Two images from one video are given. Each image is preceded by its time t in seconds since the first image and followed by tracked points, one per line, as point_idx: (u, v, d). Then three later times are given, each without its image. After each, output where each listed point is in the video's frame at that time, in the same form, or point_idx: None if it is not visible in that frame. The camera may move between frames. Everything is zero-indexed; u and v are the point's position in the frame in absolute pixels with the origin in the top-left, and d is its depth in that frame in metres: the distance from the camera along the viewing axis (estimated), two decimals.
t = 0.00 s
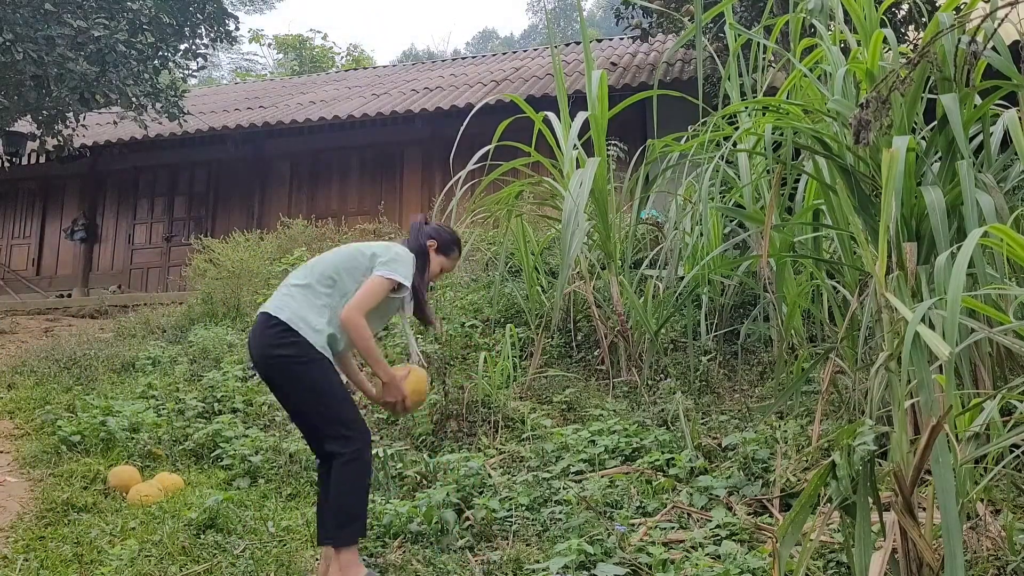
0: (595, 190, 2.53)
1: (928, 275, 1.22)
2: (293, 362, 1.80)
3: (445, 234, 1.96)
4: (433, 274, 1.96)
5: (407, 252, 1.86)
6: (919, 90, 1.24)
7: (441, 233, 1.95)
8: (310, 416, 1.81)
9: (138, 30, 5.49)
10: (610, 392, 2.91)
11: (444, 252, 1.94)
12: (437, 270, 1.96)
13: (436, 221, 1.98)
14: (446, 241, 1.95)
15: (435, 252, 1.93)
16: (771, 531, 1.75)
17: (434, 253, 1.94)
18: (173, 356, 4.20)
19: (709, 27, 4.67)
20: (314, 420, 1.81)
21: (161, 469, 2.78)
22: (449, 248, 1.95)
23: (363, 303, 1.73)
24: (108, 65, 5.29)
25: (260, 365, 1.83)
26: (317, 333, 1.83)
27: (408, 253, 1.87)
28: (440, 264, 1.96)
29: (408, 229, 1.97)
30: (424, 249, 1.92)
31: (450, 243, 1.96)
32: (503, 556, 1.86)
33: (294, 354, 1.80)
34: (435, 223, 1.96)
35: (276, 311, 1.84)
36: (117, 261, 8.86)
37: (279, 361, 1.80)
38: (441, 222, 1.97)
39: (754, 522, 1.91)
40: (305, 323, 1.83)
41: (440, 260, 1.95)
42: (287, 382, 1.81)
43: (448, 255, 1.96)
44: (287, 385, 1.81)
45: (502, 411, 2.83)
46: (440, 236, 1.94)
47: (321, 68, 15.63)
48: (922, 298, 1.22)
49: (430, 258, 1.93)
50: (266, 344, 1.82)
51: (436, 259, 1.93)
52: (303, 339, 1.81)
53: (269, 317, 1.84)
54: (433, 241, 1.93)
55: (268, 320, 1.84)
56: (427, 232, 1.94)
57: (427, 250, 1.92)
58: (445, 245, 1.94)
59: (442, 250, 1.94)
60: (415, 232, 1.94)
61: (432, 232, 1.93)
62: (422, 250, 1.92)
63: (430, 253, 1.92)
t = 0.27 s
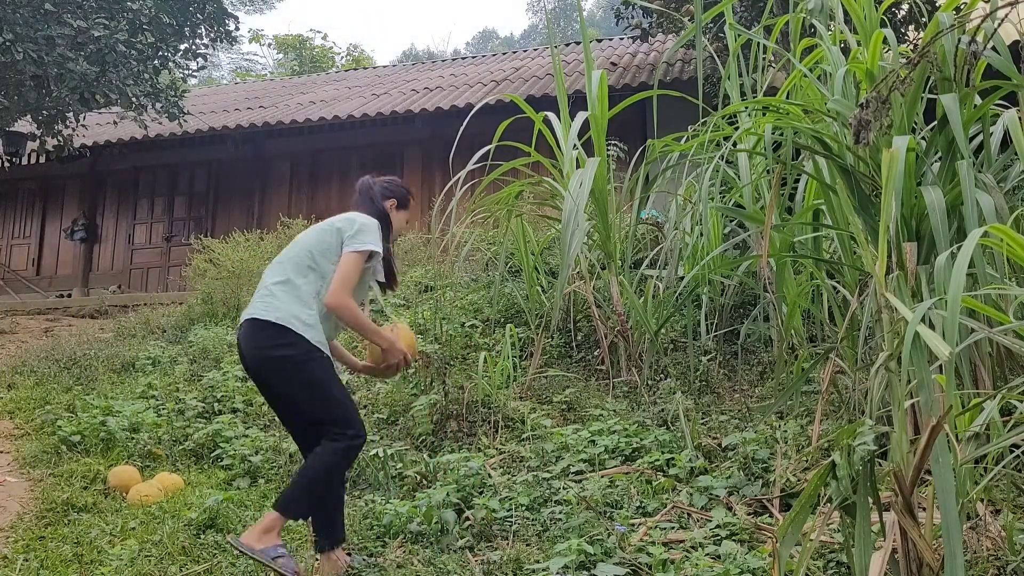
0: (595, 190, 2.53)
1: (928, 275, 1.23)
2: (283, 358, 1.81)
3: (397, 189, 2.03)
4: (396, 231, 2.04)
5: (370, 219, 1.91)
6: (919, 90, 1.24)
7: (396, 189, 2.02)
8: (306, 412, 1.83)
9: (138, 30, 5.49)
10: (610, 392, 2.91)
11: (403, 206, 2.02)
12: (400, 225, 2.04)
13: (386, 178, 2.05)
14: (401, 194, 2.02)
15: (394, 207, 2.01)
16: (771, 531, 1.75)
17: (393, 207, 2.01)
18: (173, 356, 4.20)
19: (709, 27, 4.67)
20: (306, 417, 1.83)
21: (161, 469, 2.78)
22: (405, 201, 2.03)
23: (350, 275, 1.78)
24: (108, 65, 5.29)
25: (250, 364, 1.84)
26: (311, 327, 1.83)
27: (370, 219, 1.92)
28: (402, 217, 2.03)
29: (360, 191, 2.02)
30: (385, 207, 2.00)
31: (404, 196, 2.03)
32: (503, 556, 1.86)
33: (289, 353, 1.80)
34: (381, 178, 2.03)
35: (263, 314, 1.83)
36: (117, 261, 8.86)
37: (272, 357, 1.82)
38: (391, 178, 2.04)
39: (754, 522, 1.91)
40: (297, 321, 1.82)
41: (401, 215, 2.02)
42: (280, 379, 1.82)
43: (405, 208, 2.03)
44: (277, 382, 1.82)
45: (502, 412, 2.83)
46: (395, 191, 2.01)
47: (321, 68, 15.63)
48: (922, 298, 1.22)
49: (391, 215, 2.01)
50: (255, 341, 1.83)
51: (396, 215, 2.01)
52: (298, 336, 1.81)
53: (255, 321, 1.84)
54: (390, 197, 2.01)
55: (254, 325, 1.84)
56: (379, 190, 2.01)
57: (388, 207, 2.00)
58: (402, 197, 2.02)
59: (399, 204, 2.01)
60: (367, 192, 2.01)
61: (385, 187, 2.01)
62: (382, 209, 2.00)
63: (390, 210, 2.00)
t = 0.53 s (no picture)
0: (595, 190, 2.53)
1: (928, 275, 1.23)
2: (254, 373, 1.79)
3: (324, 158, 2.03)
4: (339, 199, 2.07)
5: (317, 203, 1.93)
6: (919, 90, 1.24)
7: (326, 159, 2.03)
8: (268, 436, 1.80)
9: (138, 30, 5.49)
10: (610, 392, 2.91)
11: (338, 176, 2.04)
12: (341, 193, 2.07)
13: (311, 152, 2.04)
14: (333, 163, 2.04)
15: (331, 178, 2.03)
16: (771, 531, 1.75)
17: (329, 178, 2.03)
18: (173, 356, 4.20)
19: (709, 27, 4.67)
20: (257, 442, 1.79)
21: (161, 469, 2.78)
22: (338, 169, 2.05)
23: (309, 266, 1.83)
24: (108, 65, 5.29)
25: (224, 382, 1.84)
26: (291, 329, 1.85)
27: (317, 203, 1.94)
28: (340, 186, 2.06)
29: (289, 173, 2.01)
30: (323, 183, 2.02)
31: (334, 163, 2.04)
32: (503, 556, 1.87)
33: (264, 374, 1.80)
34: (304, 153, 2.02)
35: (240, 328, 1.82)
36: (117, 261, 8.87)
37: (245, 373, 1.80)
38: (316, 151, 2.03)
39: (754, 522, 1.91)
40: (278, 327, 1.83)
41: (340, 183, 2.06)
42: (247, 397, 1.80)
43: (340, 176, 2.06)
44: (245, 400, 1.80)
45: (502, 412, 2.83)
46: (325, 162, 2.02)
47: (321, 68, 15.63)
48: (922, 298, 1.22)
49: (332, 187, 2.03)
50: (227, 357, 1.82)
51: (335, 186, 2.04)
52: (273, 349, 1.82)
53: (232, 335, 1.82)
54: (323, 170, 2.02)
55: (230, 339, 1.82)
56: (308, 166, 2.01)
57: (326, 181, 2.02)
58: (336, 165, 2.04)
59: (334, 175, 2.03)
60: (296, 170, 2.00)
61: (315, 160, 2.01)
62: (321, 184, 2.02)
63: (328, 182, 2.03)
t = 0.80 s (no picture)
0: (595, 190, 2.53)
1: (927, 275, 1.23)
2: (240, 381, 1.81)
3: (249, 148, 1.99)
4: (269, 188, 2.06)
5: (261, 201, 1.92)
6: (919, 90, 1.24)
7: (251, 149, 1.99)
8: (261, 441, 1.81)
9: (138, 30, 5.49)
10: (610, 392, 2.91)
11: (267, 165, 2.02)
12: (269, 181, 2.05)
13: (233, 145, 1.99)
14: (260, 153, 2.01)
15: (261, 168, 2.01)
16: (771, 531, 1.75)
17: (259, 169, 2.01)
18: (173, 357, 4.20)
19: (709, 27, 4.67)
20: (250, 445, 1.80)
21: (161, 469, 2.78)
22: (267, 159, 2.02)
23: (261, 267, 1.84)
24: (108, 65, 5.29)
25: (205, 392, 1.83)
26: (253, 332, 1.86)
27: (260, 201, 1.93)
28: (268, 174, 2.04)
29: (218, 169, 1.98)
30: (255, 175, 1.99)
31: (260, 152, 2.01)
32: (504, 556, 1.87)
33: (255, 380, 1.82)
34: (230, 146, 1.98)
35: (206, 336, 1.80)
36: (117, 261, 8.87)
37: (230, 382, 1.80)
38: (240, 142, 1.99)
39: (754, 522, 1.91)
40: (242, 331, 1.83)
41: (269, 172, 2.04)
42: (234, 407, 1.80)
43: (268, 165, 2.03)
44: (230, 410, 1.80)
45: (502, 412, 2.82)
46: (252, 153, 1.99)
47: (321, 68, 15.63)
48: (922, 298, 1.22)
49: (263, 178, 2.02)
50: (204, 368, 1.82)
51: (265, 176, 2.02)
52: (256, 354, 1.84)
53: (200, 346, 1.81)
54: (253, 161, 1.99)
55: (201, 351, 1.81)
56: (237, 159, 1.97)
57: (257, 173, 2.00)
58: (265, 155, 2.02)
59: (264, 165, 2.01)
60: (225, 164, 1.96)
61: (242, 151, 1.98)
62: (252, 177, 1.99)
63: (258, 173, 2.01)
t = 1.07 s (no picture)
0: (595, 190, 2.53)
1: (927, 275, 1.23)
2: (231, 373, 1.83)
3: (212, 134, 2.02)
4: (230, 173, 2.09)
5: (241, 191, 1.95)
6: (919, 90, 1.24)
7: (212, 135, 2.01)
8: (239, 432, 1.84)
9: (138, 30, 5.49)
10: (610, 392, 2.91)
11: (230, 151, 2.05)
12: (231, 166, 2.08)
13: (201, 132, 2.00)
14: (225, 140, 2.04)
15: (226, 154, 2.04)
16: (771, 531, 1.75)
17: (224, 155, 2.04)
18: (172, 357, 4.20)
19: (709, 27, 4.67)
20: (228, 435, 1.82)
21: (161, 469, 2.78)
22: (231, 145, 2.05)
23: (250, 257, 1.89)
24: (108, 65, 5.29)
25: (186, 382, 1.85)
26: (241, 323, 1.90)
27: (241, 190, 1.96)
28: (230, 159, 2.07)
29: (188, 153, 1.96)
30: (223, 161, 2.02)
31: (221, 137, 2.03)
32: (504, 556, 1.87)
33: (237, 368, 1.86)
34: (199, 131, 1.99)
35: (202, 331, 1.81)
36: (117, 261, 8.87)
37: (220, 375, 1.82)
38: (205, 128, 2.01)
39: (754, 522, 1.91)
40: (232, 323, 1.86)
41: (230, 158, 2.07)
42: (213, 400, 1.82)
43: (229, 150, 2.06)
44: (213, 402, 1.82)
45: (502, 412, 2.83)
46: (218, 138, 2.02)
47: (321, 68, 15.63)
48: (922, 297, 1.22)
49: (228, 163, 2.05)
50: (194, 360, 1.82)
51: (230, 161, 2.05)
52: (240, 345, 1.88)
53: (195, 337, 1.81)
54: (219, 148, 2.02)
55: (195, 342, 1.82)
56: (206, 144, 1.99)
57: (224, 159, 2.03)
58: (228, 141, 2.05)
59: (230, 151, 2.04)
60: (196, 149, 1.97)
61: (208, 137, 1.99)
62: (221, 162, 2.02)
63: (225, 158, 2.04)
